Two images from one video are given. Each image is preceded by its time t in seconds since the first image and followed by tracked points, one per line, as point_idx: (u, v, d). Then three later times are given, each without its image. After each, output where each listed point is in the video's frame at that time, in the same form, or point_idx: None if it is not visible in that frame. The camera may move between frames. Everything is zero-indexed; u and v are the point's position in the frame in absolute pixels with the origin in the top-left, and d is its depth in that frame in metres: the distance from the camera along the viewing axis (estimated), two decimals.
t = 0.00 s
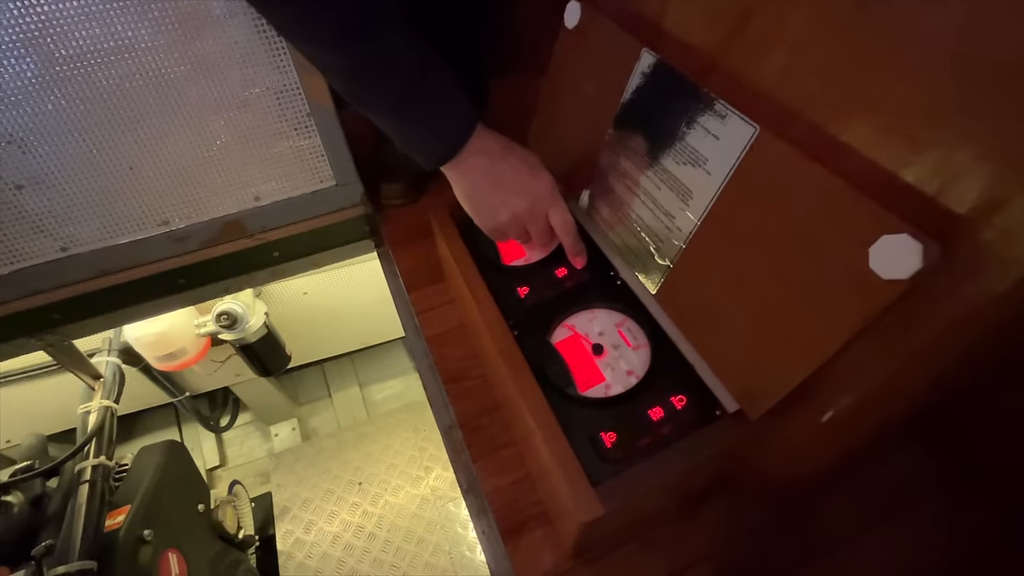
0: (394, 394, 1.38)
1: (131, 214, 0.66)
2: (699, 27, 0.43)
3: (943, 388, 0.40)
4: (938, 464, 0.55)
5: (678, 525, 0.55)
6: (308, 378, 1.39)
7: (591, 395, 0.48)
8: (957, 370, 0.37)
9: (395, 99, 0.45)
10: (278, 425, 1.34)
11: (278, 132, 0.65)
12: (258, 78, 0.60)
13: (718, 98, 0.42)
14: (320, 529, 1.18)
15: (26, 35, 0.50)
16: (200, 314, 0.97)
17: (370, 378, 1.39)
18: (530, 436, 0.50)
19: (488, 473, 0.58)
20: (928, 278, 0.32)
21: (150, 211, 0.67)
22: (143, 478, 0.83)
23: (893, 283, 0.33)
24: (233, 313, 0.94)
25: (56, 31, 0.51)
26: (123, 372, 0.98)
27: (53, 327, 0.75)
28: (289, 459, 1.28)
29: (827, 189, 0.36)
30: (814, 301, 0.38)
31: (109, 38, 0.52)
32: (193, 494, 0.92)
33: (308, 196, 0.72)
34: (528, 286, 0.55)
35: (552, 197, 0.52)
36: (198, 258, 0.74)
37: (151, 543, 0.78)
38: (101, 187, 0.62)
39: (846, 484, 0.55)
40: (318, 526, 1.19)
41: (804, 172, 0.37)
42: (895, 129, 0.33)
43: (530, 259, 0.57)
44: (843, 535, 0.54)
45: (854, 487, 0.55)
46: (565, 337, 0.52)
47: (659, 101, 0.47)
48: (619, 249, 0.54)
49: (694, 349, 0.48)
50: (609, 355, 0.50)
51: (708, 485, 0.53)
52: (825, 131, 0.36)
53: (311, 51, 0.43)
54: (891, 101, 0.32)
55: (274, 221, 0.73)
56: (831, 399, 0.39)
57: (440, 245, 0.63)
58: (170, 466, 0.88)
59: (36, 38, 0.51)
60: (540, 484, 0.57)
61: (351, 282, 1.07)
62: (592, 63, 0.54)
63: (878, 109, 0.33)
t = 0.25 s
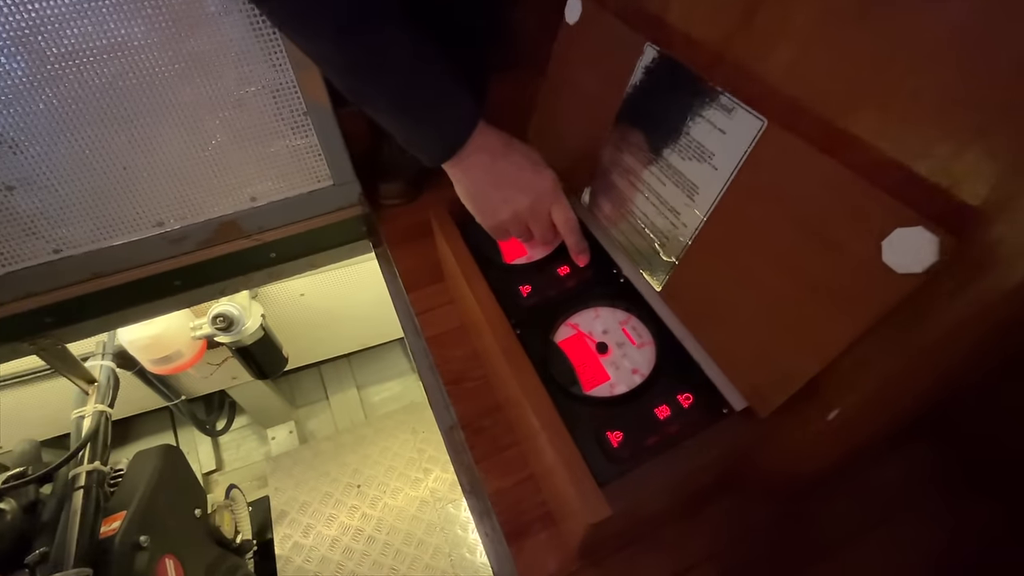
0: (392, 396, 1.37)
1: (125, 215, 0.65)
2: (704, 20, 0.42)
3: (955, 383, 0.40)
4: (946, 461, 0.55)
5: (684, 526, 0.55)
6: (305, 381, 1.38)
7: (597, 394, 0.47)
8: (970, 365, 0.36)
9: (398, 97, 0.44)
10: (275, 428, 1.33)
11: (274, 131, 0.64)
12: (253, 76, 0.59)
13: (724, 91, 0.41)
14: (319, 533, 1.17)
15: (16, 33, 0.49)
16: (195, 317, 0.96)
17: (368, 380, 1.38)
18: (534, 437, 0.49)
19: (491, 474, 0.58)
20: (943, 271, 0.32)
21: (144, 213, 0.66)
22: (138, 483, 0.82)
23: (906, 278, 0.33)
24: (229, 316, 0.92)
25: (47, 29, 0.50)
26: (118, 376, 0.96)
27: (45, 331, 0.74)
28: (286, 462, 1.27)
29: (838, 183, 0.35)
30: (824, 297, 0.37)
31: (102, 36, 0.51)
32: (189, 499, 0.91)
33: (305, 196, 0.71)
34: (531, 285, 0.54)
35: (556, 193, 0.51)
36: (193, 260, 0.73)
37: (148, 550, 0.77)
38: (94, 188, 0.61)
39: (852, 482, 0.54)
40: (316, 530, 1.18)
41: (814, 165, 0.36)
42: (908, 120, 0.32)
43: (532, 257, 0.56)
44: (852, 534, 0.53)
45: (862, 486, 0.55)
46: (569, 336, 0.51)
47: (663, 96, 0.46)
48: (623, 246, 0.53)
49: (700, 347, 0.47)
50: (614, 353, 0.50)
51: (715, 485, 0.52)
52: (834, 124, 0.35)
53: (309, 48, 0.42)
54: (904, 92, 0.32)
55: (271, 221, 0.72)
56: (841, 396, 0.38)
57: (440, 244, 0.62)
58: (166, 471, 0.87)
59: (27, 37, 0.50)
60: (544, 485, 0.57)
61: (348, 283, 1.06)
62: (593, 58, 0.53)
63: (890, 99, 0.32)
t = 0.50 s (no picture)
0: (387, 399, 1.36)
1: (114, 218, 0.63)
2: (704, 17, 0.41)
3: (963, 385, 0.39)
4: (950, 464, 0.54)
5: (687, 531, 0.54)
6: (299, 384, 1.37)
7: (598, 398, 0.46)
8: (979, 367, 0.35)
9: (397, 96, 0.43)
10: (268, 432, 1.30)
11: (267, 131, 0.63)
12: (244, 76, 0.58)
13: (726, 89, 0.40)
14: (314, 538, 1.16)
15: None
16: (186, 321, 0.95)
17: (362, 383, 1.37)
18: (534, 442, 0.48)
19: (490, 479, 0.57)
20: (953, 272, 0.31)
21: (134, 215, 0.64)
22: (129, 491, 0.80)
23: (916, 279, 0.32)
24: (222, 319, 0.91)
25: (31, 27, 0.48)
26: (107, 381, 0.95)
27: (33, 336, 0.72)
28: (280, 467, 1.25)
29: (844, 182, 0.34)
30: (831, 299, 0.36)
31: (88, 35, 0.50)
32: (181, 506, 0.89)
33: (298, 197, 0.70)
34: (529, 287, 0.53)
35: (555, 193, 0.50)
36: (184, 263, 0.71)
37: (139, 558, 0.75)
38: (82, 190, 0.60)
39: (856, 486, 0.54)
40: (311, 536, 1.16)
41: (819, 163, 0.35)
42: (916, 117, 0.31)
43: (530, 259, 0.55)
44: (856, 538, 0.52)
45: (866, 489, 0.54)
46: (568, 339, 0.50)
47: (663, 94, 0.45)
48: (623, 248, 0.52)
49: (703, 350, 0.46)
50: (614, 356, 0.49)
51: (717, 489, 0.51)
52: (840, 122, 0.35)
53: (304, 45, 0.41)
54: (912, 89, 0.31)
55: (264, 223, 0.71)
56: (848, 399, 0.37)
57: (436, 245, 0.61)
58: (158, 478, 0.85)
59: (11, 35, 0.48)
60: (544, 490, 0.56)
61: (343, 286, 1.04)
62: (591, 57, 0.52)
63: (898, 96, 0.32)
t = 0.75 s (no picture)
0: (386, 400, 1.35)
1: (109, 217, 0.62)
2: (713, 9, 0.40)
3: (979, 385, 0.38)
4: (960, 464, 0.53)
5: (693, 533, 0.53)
6: (296, 385, 1.35)
7: (604, 399, 0.45)
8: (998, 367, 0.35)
9: (399, 89, 0.42)
10: (266, 433, 1.30)
11: (264, 129, 0.62)
12: (241, 72, 0.56)
13: (736, 83, 0.39)
14: (312, 540, 1.15)
15: None
16: (182, 321, 0.94)
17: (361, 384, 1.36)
18: (538, 444, 0.48)
19: (492, 482, 0.56)
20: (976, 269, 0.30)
21: (128, 214, 0.63)
22: (124, 494, 0.79)
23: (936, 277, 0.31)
24: (218, 320, 0.90)
25: (22, 22, 0.47)
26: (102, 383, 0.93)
27: (26, 337, 0.71)
28: (278, 469, 1.24)
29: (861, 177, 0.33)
30: (847, 297, 0.35)
31: (81, 30, 0.49)
32: (178, 508, 0.88)
33: (296, 195, 0.69)
34: (532, 286, 0.53)
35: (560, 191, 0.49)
36: (180, 263, 0.70)
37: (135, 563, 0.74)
38: (76, 189, 0.59)
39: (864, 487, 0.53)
40: (310, 538, 1.15)
41: (835, 159, 0.34)
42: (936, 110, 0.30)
43: (533, 257, 0.54)
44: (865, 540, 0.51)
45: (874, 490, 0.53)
46: (573, 339, 0.49)
47: (671, 89, 0.44)
48: (628, 245, 0.52)
49: (711, 350, 0.45)
50: (620, 356, 0.48)
51: (724, 491, 0.50)
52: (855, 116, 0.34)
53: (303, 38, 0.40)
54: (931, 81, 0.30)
55: (261, 222, 0.70)
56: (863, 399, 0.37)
57: (437, 244, 0.60)
58: (154, 481, 0.84)
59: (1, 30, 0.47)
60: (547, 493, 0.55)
61: (341, 286, 1.03)
62: (595, 52, 0.51)
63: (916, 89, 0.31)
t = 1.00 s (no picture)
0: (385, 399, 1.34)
1: (103, 213, 0.61)
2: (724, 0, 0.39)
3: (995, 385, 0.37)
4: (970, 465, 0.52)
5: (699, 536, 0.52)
6: (294, 385, 1.34)
7: (611, 399, 0.44)
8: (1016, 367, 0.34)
9: (396, 75, 0.41)
10: (264, 433, 1.29)
11: (262, 124, 0.60)
12: (239, 66, 0.55)
13: (748, 74, 0.38)
14: (311, 541, 1.14)
15: None
16: (179, 320, 0.92)
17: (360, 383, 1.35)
18: (542, 445, 0.47)
19: (495, 483, 0.55)
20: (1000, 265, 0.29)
21: (124, 210, 0.62)
22: (120, 495, 0.78)
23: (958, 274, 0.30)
24: (216, 318, 0.88)
25: (14, 13, 0.46)
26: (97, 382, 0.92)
27: (20, 335, 0.70)
28: (276, 469, 1.23)
29: (880, 171, 0.33)
30: (864, 294, 0.34)
31: (75, 21, 0.48)
32: (174, 509, 0.87)
33: (295, 192, 0.68)
34: (536, 284, 0.52)
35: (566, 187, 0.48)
36: (176, 260, 0.69)
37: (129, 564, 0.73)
38: (69, 184, 0.58)
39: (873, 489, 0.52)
40: (308, 538, 1.14)
41: (852, 152, 0.34)
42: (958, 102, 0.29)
43: (536, 255, 0.53)
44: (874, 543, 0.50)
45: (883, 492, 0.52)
46: (577, 338, 0.48)
47: (680, 81, 0.43)
48: (634, 243, 0.51)
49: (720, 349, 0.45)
50: (626, 356, 0.47)
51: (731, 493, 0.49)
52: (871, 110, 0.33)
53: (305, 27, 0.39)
54: (953, 72, 0.29)
55: (259, 219, 0.69)
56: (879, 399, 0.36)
57: (438, 241, 0.59)
58: (150, 481, 0.83)
59: None
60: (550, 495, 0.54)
61: (340, 284, 1.02)
62: (601, 46, 0.50)
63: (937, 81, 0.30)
